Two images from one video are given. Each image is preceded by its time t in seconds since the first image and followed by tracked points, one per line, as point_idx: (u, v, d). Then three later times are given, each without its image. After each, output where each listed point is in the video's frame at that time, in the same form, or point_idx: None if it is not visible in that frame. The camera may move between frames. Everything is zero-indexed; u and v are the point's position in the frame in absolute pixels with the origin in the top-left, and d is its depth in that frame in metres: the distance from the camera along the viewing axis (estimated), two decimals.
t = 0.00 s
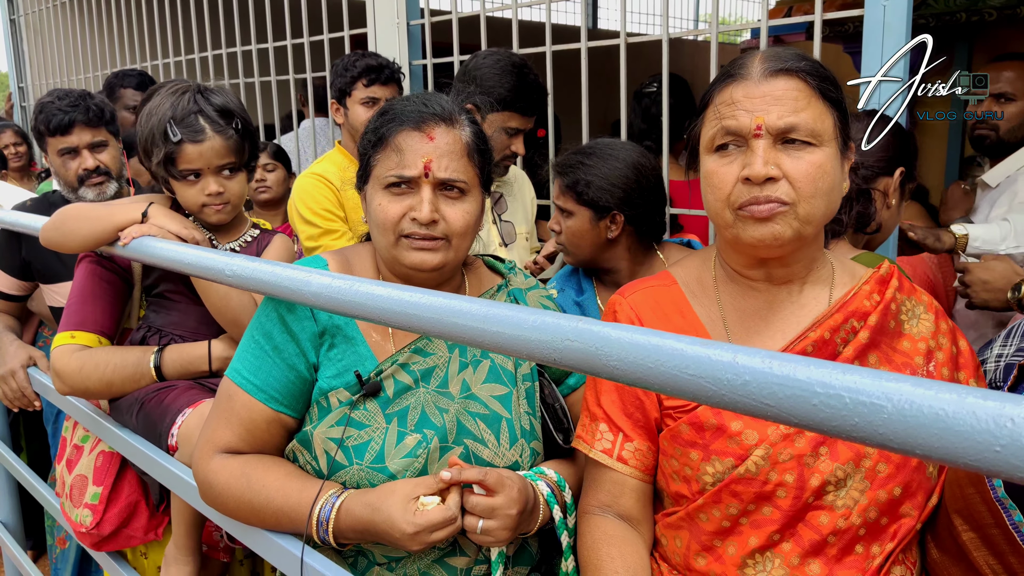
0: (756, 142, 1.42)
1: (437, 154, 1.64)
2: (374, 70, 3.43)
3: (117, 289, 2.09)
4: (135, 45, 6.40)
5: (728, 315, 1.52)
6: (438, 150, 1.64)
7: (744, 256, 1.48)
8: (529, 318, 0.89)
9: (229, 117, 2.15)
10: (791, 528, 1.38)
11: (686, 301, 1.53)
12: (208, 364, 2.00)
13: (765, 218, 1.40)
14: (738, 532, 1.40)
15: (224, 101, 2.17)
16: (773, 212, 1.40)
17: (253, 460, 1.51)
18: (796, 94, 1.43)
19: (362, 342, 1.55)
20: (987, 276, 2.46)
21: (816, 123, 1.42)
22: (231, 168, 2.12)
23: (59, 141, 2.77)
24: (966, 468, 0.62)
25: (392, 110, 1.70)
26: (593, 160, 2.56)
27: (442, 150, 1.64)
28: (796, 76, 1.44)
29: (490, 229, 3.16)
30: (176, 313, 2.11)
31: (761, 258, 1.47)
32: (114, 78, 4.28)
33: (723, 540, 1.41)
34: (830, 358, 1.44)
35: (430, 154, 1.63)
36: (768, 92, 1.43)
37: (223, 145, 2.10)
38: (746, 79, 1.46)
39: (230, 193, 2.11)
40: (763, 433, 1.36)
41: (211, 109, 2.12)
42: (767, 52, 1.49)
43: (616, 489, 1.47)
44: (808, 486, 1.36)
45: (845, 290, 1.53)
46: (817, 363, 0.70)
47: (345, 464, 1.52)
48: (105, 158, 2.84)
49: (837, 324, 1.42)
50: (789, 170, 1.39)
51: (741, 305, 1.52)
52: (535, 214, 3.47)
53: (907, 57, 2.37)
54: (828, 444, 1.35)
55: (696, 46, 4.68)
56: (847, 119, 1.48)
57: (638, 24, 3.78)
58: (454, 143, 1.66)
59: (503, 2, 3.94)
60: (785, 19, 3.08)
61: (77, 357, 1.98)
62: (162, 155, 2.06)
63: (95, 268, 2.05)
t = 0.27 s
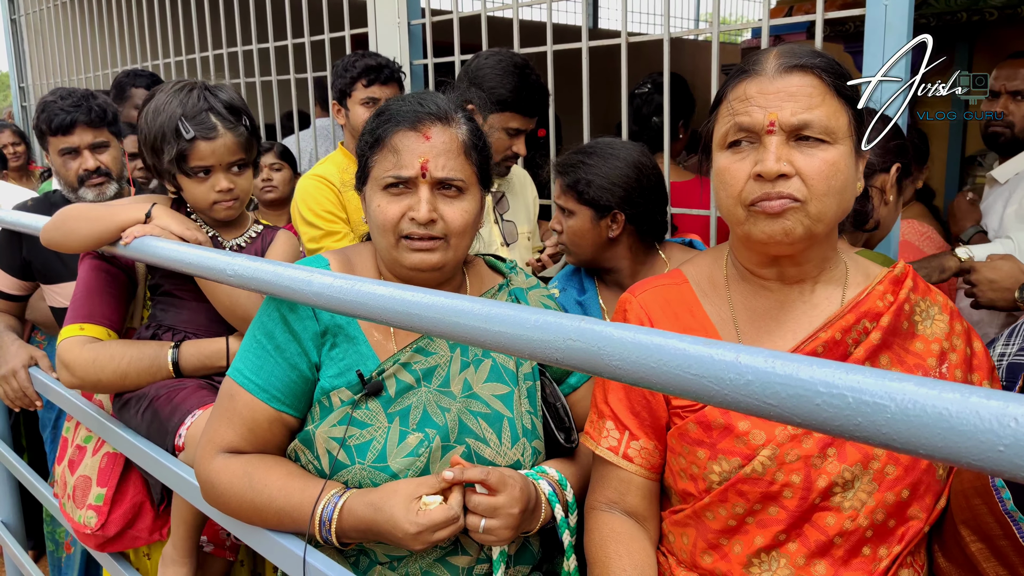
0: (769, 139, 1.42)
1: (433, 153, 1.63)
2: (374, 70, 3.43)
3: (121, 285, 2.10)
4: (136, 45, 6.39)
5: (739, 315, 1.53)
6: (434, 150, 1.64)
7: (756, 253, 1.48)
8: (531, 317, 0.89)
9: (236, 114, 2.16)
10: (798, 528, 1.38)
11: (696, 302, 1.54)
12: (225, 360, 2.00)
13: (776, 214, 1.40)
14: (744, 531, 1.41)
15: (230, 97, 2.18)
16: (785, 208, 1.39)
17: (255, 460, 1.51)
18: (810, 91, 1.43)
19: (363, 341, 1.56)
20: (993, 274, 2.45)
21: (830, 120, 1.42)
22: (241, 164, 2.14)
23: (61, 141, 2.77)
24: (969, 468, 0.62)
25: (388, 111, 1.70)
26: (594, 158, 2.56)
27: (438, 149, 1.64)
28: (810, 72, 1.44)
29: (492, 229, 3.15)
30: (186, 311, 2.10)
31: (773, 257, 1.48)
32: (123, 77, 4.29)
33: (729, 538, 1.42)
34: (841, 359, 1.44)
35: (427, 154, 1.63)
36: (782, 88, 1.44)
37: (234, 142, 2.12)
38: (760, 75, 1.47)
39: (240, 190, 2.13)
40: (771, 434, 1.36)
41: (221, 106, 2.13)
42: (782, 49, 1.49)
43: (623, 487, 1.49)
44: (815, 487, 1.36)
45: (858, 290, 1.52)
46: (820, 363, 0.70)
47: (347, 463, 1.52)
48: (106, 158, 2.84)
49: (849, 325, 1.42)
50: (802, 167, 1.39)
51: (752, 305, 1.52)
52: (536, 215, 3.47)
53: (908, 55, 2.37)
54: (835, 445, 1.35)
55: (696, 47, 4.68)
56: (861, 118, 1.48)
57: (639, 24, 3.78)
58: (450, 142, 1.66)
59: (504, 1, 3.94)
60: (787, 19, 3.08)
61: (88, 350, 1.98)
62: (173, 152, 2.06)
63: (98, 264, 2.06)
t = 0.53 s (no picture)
0: (769, 142, 1.42)
1: (431, 156, 1.64)
2: (370, 70, 3.42)
3: (123, 292, 2.09)
4: (136, 47, 6.40)
5: (743, 316, 1.53)
6: (432, 152, 1.64)
7: (758, 256, 1.49)
8: (531, 321, 0.89)
9: (241, 122, 2.18)
10: (800, 529, 1.39)
11: (700, 302, 1.54)
12: (224, 373, 2.02)
13: (776, 216, 1.41)
14: (747, 531, 1.41)
15: (235, 106, 2.20)
16: (784, 210, 1.40)
17: (256, 462, 1.52)
18: (811, 94, 1.43)
19: (363, 344, 1.56)
20: (976, 280, 2.47)
21: (830, 124, 1.42)
22: (246, 171, 2.15)
23: (61, 144, 2.78)
24: (966, 473, 0.63)
25: (386, 114, 1.71)
26: (594, 163, 2.56)
27: (436, 152, 1.65)
28: (811, 76, 1.45)
29: (492, 232, 3.16)
30: (184, 324, 2.11)
31: (776, 259, 1.48)
32: (124, 80, 4.30)
33: (732, 538, 1.42)
34: (843, 359, 1.45)
35: (425, 157, 1.64)
36: (782, 92, 1.44)
37: (240, 148, 2.13)
38: (760, 80, 1.47)
39: (244, 197, 2.14)
40: (773, 434, 1.36)
41: (227, 114, 2.15)
42: (783, 53, 1.50)
43: (625, 485, 1.50)
44: (817, 487, 1.36)
45: (862, 291, 1.52)
46: (818, 368, 0.70)
47: (347, 466, 1.52)
48: (107, 162, 2.85)
49: (852, 325, 1.42)
50: (802, 169, 1.40)
51: (757, 306, 1.52)
52: (536, 216, 3.47)
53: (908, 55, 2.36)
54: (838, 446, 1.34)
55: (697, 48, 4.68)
56: (862, 122, 1.48)
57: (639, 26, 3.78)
58: (448, 144, 1.67)
59: (504, 3, 3.94)
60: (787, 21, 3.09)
61: (89, 361, 1.98)
62: (178, 157, 2.06)
63: (99, 271, 2.05)
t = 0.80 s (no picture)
0: (771, 145, 1.42)
1: (436, 160, 1.64)
2: (368, 70, 3.42)
3: (126, 297, 2.09)
4: (137, 50, 6.41)
5: (747, 317, 1.53)
6: (436, 156, 1.65)
7: (761, 257, 1.49)
8: (533, 324, 0.89)
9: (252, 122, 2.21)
10: (804, 528, 1.39)
11: (704, 302, 1.54)
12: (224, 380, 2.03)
13: (779, 219, 1.41)
14: (750, 530, 1.41)
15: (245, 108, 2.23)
16: (788, 212, 1.40)
17: (258, 465, 1.52)
18: (811, 97, 1.44)
19: (365, 347, 1.56)
20: (961, 283, 2.50)
21: (831, 126, 1.43)
22: (259, 169, 2.17)
23: (63, 147, 2.78)
24: (969, 475, 0.63)
25: (391, 117, 1.71)
26: (598, 164, 2.57)
27: (440, 156, 1.65)
28: (811, 80, 1.45)
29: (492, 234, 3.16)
30: (185, 329, 2.12)
31: (779, 260, 1.48)
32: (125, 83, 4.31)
33: (736, 537, 1.43)
34: (846, 359, 1.45)
35: (429, 161, 1.64)
36: (782, 96, 1.44)
37: (255, 146, 2.16)
38: (760, 84, 1.47)
39: (259, 194, 2.15)
40: (776, 433, 1.36)
41: (240, 113, 2.18)
42: (780, 60, 1.51)
43: (628, 485, 1.50)
44: (820, 486, 1.36)
45: (865, 292, 1.52)
46: (821, 370, 0.70)
47: (349, 469, 1.52)
48: (108, 164, 2.85)
49: (855, 325, 1.43)
50: (804, 172, 1.40)
51: (762, 307, 1.52)
52: (537, 219, 3.47)
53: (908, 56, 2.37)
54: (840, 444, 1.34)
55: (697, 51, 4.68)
56: (862, 124, 1.48)
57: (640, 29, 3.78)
58: (453, 149, 1.67)
59: (505, 6, 3.94)
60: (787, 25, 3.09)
61: (89, 368, 1.98)
62: (194, 153, 2.06)
63: (101, 276, 2.05)
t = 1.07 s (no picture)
0: (772, 147, 1.43)
1: (437, 162, 1.65)
2: (364, 72, 3.43)
3: (126, 300, 2.09)
4: (137, 53, 6.42)
5: (748, 318, 1.53)
6: (438, 158, 1.65)
7: (762, 259, 1.49)
8: (532, 327, 0.90)
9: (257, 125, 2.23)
10: (805, 529, 1.39)
11: (705, 305, 1.55)
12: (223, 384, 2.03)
13: (780, 220, 1.41)
14: (751, 531, 1.42)
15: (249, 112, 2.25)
16: (789, 213, 1.41)
17: (259, 468, 1.52)
18: (811, 100, 1.44)
19: (366, 350, 1.56)
20: (952, 288, 2.52)
21: (831, 128, 1.43)
22: (264, 171, 2.18)
23: (63, 149, 2.78)
24: (965, 478, 0.63)
25: (394, 119, 1.72)
26: (598, 168, 2.58)
27: (441, 158, 1.65)
28: (811, 83, 1.46)
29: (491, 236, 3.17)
30: (185, 332, 2.12)
31: (779, 261, 1.48)
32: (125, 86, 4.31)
33: (736, 538, 1.43)
34: (847, 360, 1.45)
35: (430, 163, 1.64)
36: (783, 98, 1.45)
37: (261, 147, 2.17)
38: (761, 87, 1.48)
39: (264, 195, 2.16)
40: (776, 434, 1.37)
41: (246, 115, 2.20)
42: (781, 62, 1.51)
43: (629, 486, 1.50)
44: (820, 487, 1.37)
45: (865, 293, 1.52)
46: (818, 373, 0.71)
47: (348, 472, 1.52)
48: (108, 167, 2.86)
49: (855, 326, 1.43)
50: (805, 173, 1.40)
51: (762, 309, 1.53)
52: (537, 221, 3.47)
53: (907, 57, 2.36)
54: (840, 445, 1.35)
55: (697, 54, 4.68)
56: (862, 126, 1.49)
57: (640, 32, 3.78)
58: (454, 151, 1.67)
59: (505, 9, 3.95)
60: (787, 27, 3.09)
61: (89, 371, 1.98)
62: (202, 153, 2.06)
63: (100, 280, 2.05)
